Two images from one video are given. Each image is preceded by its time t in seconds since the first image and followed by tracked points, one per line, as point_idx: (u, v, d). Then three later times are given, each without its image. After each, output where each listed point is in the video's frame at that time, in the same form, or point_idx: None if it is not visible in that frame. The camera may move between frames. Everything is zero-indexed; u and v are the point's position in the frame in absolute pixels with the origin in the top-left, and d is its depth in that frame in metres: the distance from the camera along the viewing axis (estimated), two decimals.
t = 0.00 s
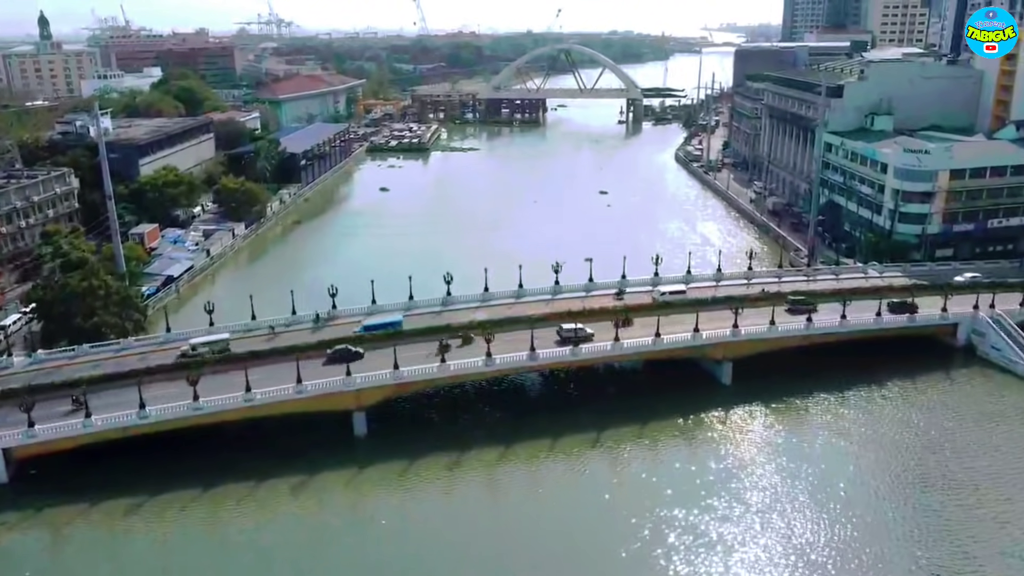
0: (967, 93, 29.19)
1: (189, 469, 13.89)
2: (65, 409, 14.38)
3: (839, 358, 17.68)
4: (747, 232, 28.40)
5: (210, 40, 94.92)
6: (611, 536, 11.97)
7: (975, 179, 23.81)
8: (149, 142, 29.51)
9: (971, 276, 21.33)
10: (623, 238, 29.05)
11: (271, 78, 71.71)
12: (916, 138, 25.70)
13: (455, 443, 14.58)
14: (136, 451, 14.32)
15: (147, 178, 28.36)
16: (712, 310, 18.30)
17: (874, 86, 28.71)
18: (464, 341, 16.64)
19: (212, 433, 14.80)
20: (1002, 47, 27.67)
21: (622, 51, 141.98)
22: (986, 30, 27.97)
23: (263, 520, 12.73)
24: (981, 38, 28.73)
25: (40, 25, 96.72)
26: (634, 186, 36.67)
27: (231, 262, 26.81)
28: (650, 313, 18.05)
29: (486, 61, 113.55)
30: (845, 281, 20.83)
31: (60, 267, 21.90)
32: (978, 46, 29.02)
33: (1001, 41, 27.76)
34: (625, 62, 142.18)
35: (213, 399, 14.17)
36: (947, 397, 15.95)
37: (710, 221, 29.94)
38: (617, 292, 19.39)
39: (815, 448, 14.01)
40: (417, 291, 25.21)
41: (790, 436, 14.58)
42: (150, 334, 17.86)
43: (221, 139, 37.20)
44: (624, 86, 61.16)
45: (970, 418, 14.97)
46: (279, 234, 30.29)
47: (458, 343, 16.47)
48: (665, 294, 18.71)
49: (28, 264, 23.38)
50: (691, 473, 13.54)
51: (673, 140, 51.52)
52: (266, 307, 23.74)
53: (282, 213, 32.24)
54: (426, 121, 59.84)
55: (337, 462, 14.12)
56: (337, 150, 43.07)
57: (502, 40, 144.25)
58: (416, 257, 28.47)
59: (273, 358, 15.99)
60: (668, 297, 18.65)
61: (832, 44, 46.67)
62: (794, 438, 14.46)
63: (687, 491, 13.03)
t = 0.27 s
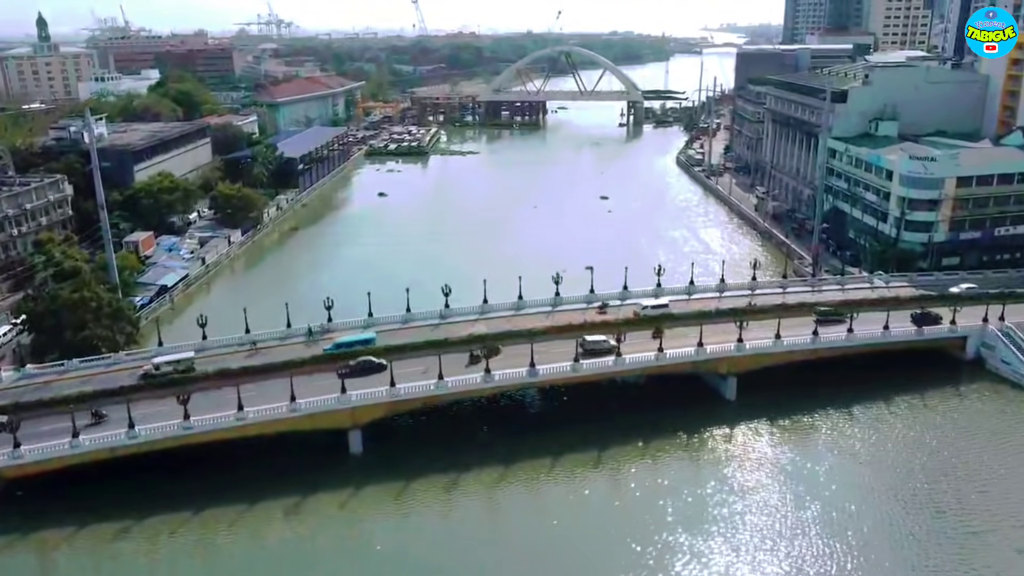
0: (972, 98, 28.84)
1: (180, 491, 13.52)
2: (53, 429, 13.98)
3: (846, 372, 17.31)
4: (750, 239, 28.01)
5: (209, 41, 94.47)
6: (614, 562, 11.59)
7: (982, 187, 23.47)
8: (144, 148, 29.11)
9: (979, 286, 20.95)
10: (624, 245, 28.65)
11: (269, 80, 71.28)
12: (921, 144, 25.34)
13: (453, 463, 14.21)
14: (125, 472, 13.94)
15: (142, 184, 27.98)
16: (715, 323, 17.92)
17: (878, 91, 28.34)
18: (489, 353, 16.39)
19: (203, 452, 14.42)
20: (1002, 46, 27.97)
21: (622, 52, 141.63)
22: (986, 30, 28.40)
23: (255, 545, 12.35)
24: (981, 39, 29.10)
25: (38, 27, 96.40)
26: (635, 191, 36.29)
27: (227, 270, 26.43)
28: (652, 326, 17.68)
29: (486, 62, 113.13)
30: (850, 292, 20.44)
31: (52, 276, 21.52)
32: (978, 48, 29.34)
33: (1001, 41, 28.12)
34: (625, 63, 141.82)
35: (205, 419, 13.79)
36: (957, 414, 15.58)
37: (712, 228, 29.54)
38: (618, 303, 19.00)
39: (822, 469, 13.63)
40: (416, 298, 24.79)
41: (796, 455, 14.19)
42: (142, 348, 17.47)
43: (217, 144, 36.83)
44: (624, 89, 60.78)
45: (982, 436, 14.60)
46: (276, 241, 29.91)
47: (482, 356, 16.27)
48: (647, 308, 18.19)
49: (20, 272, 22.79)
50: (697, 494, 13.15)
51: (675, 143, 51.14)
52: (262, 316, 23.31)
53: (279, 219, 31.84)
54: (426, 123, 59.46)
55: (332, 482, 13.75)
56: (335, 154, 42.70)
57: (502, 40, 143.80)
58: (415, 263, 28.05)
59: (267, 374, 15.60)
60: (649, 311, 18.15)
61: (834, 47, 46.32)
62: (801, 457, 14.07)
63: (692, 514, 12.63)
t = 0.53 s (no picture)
0: (977, 104, 28.50)
1: (170, 514, 13.14)
2: (39, 449, 13.59)
3: (852, 387, 16.95)
4: (753, 247, 27.62)
5: (207, 44, 94.10)
6: None
7: (989, 194, 23.11)
8: (139, 154, 28.75)
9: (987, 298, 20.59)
10: (625, 252, 28.28)
11: (268, 83, 70.93)
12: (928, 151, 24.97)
13: (452, 483, 13.85)
14: (114, 493, 13.56)
15: (137, 191, 27.61)
16: (719, 337, 17.57)
17: (882, 97, 27.99)
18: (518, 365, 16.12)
19: (194, 473, 14.04)
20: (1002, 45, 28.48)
21: (622, 53, 141.29)
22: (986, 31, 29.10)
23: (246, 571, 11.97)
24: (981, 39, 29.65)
25: (37, 29, 96.07)
26: (637, 196, 35.93)
27: (222, 278, 26.06)
28: (655, 339, 17.30)
29: (486, 64, 112.82)
30: (856, 303, 20.06)
31: (44, 287, 21.14)
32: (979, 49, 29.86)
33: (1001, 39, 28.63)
34: (625, 63, 141.47)
35: (195, 439, 13.39)
36: (968, 430, 15.21)
37: (714, 235, 29.17)
38: (620, 316, 18.63)
39: (831, 488, 13.26)
40: (415, 307, 24.38)
41: (804, 475, 13.80)
42: (132, 364, 17.11)
43: (214, 149, 36.50)
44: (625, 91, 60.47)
45: (994, 453, 14.23)
46: (273, 248, 29.55)
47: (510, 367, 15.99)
48: (628, 323, 17.57)
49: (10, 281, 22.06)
50: (703, 516, 12.78)
51: (676, 146, 50.81)
52: (257, 326, 22.91)
53: (276, 226, 31.46)
54: (425, 127, 59.10)
55: (327, 504, 13.39)
56: (334, 158, 42.34)
57: (502, 42, 143.48)
58: (413, 270, 27.66)
59: (261, 390, 15.23)
60: (629, 325, 17.54)
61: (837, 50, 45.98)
62: (809, 477, 13.70)
63: (698, 537, 12.26)
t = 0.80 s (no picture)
0: (984, 109, 28.12)
1: (160, 538, 12.75)
2: (25, 470, 13.18)
3: (860, 402, 16.57)
4: (757, 255, 27.20)
5: (207, 45, 93.69)
6: None
7: (997, 202, 22.74)
8: (135, 160, 28.35)
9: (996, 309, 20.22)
10: (627, 259, 27.89)
11: (267, 85, 70.56)
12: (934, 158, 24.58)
13: (450, 505, 13.47)
14: (103, 516, 13.16)
15: (132, 198, 27.20)
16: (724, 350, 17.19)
17: (887, 102, 27.61)
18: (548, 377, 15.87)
19: (184, 494, 13.63)
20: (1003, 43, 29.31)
21: (623, 53, 140.88)
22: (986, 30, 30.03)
23: None
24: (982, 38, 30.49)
25: (35, 30, 95.60)
26: (638, 202, 35.55)
27: (218, 286, 25.68)
28: (658, 354, 16.90)
29: (486, 65, 112.43)
30: (864, 314, 19.64)
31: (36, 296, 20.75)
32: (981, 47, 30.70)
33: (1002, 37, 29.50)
34: (626, 64, 141.03)
35: (186, 460, 13.00)
36: (980, 448, 14.84)
37: (717, 242, 28.78)
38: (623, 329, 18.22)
39: (841, 512, 12.89)
40: (413, 316, 23.98)
41: (813, 497, 13.39)
42: (124, 380, 16.69)
43: (211, 154, 36.12)
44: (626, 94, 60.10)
45: (1007, 473, 13.87)
46: (270, 255, 29.16)
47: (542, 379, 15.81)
48: (604, 339, 17.14)
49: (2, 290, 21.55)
50: (709, 541, 12.40)
51: (677, 150, 50.45)
52: (253, 336, 22.49)
53: (273, 232, 31.06)
54: (425, 129, 58.72)
55: (322, 527, 13.01)
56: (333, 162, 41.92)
57: (502, 43, 143.08)
58: (412, 278, 27.26)
59: (254, 408, 14.81)
60: (605, 343, 17.07)
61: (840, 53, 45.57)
62: (818, 499, 13.33)
63: (704, 565, 11.88)
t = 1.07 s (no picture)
0: (990, 114, 27.73)
1: (150, 564, 12.38)
2: (12, 494, 12.81)
3: (868, 419, 16.19)
4: (760, 263, 26.83)
5: (206, 47, 93.39)
6: None
7: (1006, 211, 22.37)
8: (130, 166, 27.97)
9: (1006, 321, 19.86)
10: (629, 266, 27.51)
11: (266, 88, 70.18)
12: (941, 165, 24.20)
13: (449, 528, 13.10)
14: (91, 541, 12.79)
15: (127, 205, 26.83)
16: (729, 365, 16.80)
17: (893, 108, 27.22)
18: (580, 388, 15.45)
19: (174, 518, 13.27)
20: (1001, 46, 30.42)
21: (623, 55, 140.33)
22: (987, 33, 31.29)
23: None
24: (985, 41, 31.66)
25: (34, 31, 95.30)
26: (640, 207, 35.16)
27: (214, 295, 25.29)
28: (662, 369, 16.52)
29: (486, 66, 112.03)
30: (871, 327, 19.25)
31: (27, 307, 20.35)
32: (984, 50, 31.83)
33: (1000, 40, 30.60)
34: (626, 66, 140.52)
35: (176, 483, 12.63)
36: (992, 467, 14.47)
37: (720, 249, 28.40)
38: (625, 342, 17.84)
39: (852, 538, 12.52)
40: (412, 325, 23.59)
41: (823, 522, 13.00)
42: (115, 396, 16.31)
43: (208, 159, 35.75)
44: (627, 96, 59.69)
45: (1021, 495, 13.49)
46: (267, 262, 28.79)
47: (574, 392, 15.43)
48: (586, 355, 16.62)
49: None
50: (716, 568, 12.03)
51: (679, 153, 50.06)
52: (250, 346, 22.11)
53: (270, 239, 30.69)
54: (425, 132, 58.35)
55: (317, 551, 12.64)
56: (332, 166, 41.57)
57: (502, 44, 142.65)
58: (410, 286, 26.85)
59: (245, 426, 14.43)
60: (586, 359, 16.55)
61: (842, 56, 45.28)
62: (827, 522, 12.96)
63: None
